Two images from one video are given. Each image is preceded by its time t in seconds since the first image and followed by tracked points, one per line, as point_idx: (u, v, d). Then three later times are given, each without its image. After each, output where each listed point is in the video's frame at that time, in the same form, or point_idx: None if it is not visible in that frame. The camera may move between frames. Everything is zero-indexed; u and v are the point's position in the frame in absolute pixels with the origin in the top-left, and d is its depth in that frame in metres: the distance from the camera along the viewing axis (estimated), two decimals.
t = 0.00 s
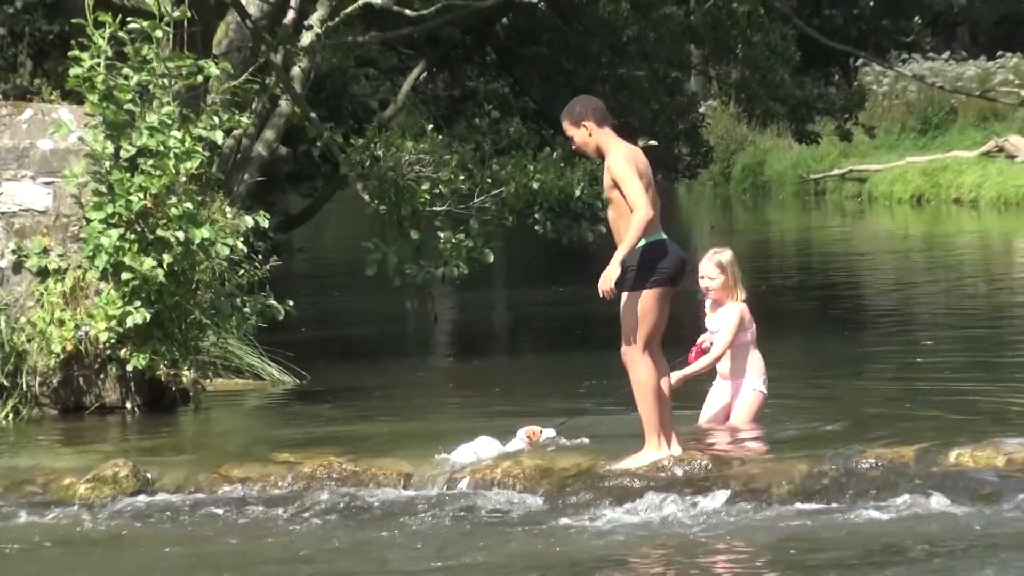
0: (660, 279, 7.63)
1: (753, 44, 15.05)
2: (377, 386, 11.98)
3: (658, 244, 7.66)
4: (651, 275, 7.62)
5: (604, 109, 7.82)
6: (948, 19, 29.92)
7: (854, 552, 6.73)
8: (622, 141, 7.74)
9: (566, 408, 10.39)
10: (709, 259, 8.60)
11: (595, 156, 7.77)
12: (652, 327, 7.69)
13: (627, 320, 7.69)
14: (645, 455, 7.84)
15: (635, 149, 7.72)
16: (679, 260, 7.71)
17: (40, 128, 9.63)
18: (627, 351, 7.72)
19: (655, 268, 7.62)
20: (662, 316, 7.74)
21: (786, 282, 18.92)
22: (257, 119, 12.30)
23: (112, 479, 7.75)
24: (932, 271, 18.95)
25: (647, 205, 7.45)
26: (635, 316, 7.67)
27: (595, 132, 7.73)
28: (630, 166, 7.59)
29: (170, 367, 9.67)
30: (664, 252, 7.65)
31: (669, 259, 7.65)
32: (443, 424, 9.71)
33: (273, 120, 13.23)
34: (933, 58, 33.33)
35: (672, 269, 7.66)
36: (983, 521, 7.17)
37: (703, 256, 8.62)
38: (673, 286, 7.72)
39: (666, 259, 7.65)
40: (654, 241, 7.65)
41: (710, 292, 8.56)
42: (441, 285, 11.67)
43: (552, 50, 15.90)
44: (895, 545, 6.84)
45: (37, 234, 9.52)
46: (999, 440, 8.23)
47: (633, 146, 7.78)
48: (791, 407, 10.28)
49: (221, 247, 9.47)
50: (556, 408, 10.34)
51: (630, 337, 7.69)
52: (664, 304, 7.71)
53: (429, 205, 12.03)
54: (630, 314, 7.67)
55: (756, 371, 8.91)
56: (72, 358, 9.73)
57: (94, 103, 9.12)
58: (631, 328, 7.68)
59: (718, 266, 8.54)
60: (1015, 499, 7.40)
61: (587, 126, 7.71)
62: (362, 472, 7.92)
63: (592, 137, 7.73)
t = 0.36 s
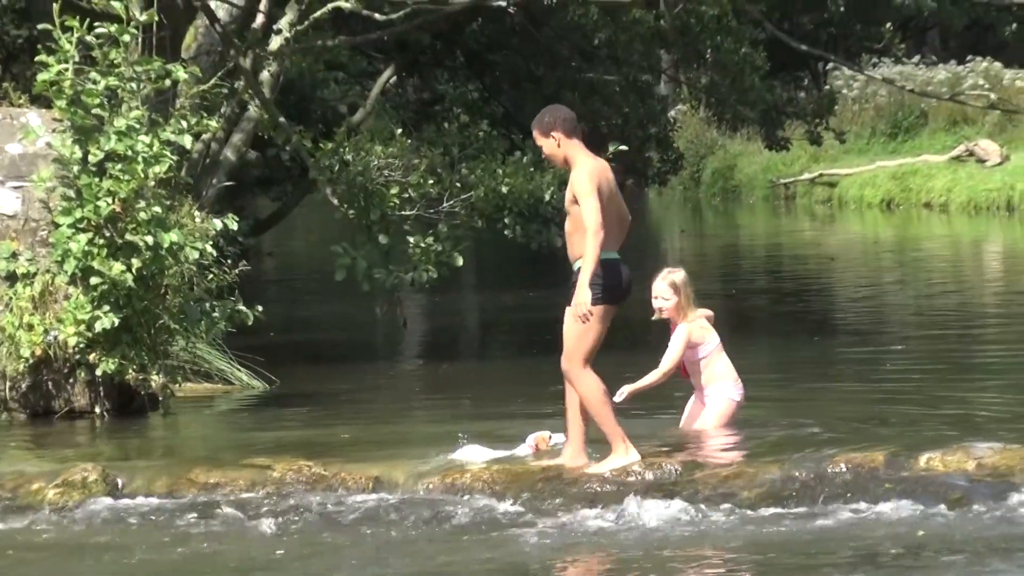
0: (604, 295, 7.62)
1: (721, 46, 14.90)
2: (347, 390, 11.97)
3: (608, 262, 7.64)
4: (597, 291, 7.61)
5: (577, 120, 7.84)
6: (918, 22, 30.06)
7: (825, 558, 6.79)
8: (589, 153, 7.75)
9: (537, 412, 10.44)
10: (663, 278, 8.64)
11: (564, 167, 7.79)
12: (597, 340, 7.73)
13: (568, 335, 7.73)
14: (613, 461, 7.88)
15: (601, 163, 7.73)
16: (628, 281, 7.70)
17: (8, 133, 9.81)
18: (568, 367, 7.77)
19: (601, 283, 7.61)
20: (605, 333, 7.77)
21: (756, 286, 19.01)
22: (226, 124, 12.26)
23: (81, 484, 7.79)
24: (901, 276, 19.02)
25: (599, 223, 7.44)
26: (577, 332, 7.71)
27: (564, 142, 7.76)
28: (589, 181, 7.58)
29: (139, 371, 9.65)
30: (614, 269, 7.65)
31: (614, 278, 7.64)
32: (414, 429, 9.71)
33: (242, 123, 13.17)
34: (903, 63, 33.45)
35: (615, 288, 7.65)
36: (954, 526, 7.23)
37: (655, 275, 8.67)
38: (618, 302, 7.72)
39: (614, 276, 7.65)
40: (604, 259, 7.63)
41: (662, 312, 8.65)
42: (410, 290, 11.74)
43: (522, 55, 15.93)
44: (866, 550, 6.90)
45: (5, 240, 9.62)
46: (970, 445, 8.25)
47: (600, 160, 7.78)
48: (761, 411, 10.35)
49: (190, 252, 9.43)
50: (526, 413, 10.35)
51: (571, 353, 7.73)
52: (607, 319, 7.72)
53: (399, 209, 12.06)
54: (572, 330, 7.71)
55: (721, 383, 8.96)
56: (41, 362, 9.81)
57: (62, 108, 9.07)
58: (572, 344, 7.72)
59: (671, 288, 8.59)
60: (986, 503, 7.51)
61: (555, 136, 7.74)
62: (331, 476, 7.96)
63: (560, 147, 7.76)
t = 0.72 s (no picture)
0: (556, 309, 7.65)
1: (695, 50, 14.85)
2: (320, 394, 11.97)
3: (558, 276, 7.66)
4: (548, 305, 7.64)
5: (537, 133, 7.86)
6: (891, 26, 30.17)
7: (798, 562, 6.83)
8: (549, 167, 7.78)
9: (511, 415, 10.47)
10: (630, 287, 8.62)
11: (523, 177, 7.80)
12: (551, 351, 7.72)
13: (523, 348, 7.70)
14: (585, 463, 7.95)
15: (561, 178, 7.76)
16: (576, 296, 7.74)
17: None
18: (521, 381, 7.73)
19: (556, 295, 7.65)
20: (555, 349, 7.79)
21: (731, 289, 19.08)
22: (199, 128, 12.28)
23: (55, 489, 7.87)
24: (874, 280, 19.08)
25: (562, 232, 7.51)
26: (533, 346, 7.69)
27: (524, 154, 7.77)
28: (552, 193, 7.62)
29: (112, 376, 9.65)
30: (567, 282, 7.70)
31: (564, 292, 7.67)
32: (388, 434, 9.71)
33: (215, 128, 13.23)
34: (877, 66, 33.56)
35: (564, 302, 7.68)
36: (928, 531, 7.27)
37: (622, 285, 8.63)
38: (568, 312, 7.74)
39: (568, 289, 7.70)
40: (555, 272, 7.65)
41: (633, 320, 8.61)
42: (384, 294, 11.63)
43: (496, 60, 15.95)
44: (839, 555, 6.94)
45: None
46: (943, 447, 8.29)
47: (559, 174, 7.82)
48: (735, 414, 10.41)
49: (163, 256, 9.42)
50: (499, 417, 10.36)
51: (526, 366, 7.70)
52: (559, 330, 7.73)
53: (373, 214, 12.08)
54: (527, 343, 7.69)
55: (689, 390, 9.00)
56: (15, 367, 9.84)
57: (35, 113, 9.08)
58: (527, 357, 7.69)
59: (639, 296, 8.57)
60: (959, 508, 7.53)
61: (515, 148, 7.75)
62: (304, 481, 7.99)
63: (520, 158, 7.77)
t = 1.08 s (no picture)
0: (527, 312, 7.70)
1: (672, 52, 14.86)
2: (298, 398, 11.99)
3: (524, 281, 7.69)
4: (519, 308, 7.68)
5: (497, 140, 7.91)
6: (869, 28, 30.28)
7: (774, 565, 6.89)
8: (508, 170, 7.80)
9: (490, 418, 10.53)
10: (625, 286, 8.63)
11: (484, 183, 7.85)
12: (527, 355, 7.77)
13: (500, 352, 7.73)
14: (557, 464, 8.01)
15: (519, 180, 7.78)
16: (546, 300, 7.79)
17: None
18: (499, 385, 7.75)
19: (524, 299, 7.69)
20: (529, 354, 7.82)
21: (709, 292, 19.16)
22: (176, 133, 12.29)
23: (32, 494, 7.92)
24: (852, 283, 19.15)
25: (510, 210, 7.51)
26: (509, 349, 7.73)
27: (484, 159, 7.82)
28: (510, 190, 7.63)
29: (90, 382, 9.67)
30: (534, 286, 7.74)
31: (532, 296, 7.71)
32: (366, 438, 9.74)
33: (193, 133, 13.27)
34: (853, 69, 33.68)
35: (535, 306, 7.72)
36: (905, 533, 7.33)
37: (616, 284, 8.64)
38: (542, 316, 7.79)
39: (536, 293, 7.74)
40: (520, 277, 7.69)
41: (632, 318, 8.61)
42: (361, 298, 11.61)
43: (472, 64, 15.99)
44: (815, 557, 6.99)
45: None
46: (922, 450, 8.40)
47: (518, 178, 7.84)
48: (712, 417, 10.48)
49: (140, 261, 9.42)
50: (477, 420, 10.40)
51: (503, 370, 7.73)
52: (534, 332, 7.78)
53: (349, 218, 12.06)
54: (504, 346, 7.72)
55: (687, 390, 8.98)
56: None
57: (12, 117, 9.06)
58: (504, 360, 7.72)
59: (637, 293, 8.59)
60: (938, 510, 7.58)
61: (476, 153, 7.80)
62: (282, 485, 8.07)
63: (481, 164, 7.81)
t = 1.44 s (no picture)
0: (508, 317, 7.77)
1: (650, 54, 14.84)
2: (277, 398, 11.99)
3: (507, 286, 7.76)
4: (500, 313, 7.75)
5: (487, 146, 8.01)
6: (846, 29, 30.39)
7: (753, 565, 6.93)
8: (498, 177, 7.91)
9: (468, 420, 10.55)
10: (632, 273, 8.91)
11: (472, 186, 7.93)
12: (503, 359, 7.85)
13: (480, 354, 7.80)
14: (532, 469, 8.04)
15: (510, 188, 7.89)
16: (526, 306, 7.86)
17: None
18: (476, 389, 7.83)
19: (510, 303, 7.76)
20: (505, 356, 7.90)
21: (686, 293, 19.21)
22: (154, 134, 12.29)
23: (10, 494, 7.92)
24: (829, 284, 19.22)
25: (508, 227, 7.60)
26: (486, 354, 7.80)
27: (473, 162, 7.90)
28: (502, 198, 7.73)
29: (67, 381, 9.72)
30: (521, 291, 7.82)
31: (514, 301, 7.78)
32: (344, 438, 9.75)
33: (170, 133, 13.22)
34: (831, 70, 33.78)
35: (515, 310, 7.80)
36: (883, 532, 7.38)
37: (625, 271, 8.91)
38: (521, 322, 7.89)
39: (521, 298, 7.83)
40: (504, 282, 7.75)
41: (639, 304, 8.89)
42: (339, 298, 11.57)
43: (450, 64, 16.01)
44: (793, 558, 7.03)
45: None
46: (899, 450, 8.48)
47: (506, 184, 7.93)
48: (689, 417, 10.52)
49: (118, 261, 9.41)
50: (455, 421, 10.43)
51: (481, 374, 7.81)
52: (511, 337, 7.86)
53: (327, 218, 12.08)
54: (482, 351, 7.79)
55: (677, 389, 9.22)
56: None
57: None
58: (482, 365, 7.80)
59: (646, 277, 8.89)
60: (915, 510, 7.63)
61: (466, 155, 7.88)
62: (259, 485, 8.09)
63: (469, 167, 7.90)
